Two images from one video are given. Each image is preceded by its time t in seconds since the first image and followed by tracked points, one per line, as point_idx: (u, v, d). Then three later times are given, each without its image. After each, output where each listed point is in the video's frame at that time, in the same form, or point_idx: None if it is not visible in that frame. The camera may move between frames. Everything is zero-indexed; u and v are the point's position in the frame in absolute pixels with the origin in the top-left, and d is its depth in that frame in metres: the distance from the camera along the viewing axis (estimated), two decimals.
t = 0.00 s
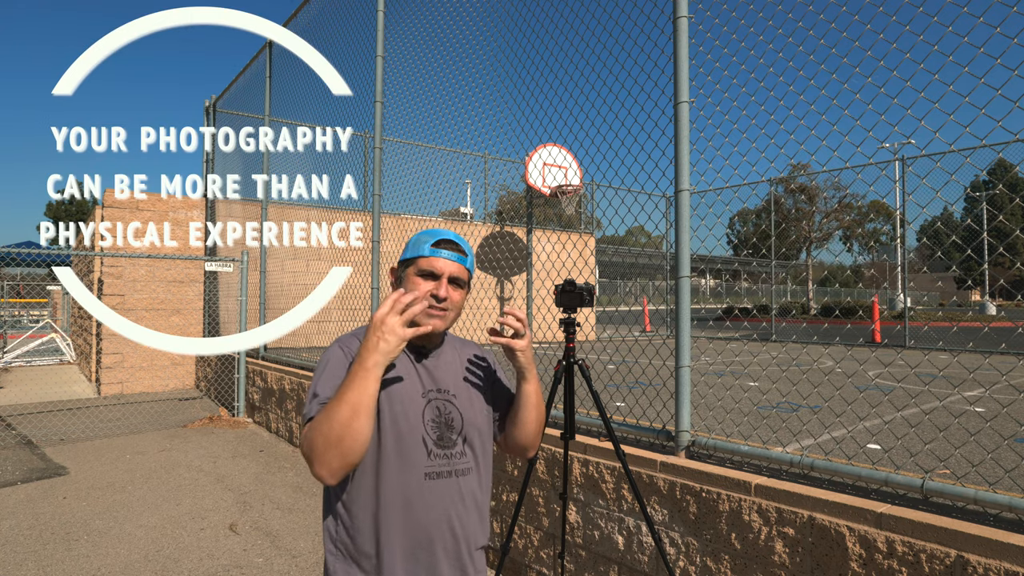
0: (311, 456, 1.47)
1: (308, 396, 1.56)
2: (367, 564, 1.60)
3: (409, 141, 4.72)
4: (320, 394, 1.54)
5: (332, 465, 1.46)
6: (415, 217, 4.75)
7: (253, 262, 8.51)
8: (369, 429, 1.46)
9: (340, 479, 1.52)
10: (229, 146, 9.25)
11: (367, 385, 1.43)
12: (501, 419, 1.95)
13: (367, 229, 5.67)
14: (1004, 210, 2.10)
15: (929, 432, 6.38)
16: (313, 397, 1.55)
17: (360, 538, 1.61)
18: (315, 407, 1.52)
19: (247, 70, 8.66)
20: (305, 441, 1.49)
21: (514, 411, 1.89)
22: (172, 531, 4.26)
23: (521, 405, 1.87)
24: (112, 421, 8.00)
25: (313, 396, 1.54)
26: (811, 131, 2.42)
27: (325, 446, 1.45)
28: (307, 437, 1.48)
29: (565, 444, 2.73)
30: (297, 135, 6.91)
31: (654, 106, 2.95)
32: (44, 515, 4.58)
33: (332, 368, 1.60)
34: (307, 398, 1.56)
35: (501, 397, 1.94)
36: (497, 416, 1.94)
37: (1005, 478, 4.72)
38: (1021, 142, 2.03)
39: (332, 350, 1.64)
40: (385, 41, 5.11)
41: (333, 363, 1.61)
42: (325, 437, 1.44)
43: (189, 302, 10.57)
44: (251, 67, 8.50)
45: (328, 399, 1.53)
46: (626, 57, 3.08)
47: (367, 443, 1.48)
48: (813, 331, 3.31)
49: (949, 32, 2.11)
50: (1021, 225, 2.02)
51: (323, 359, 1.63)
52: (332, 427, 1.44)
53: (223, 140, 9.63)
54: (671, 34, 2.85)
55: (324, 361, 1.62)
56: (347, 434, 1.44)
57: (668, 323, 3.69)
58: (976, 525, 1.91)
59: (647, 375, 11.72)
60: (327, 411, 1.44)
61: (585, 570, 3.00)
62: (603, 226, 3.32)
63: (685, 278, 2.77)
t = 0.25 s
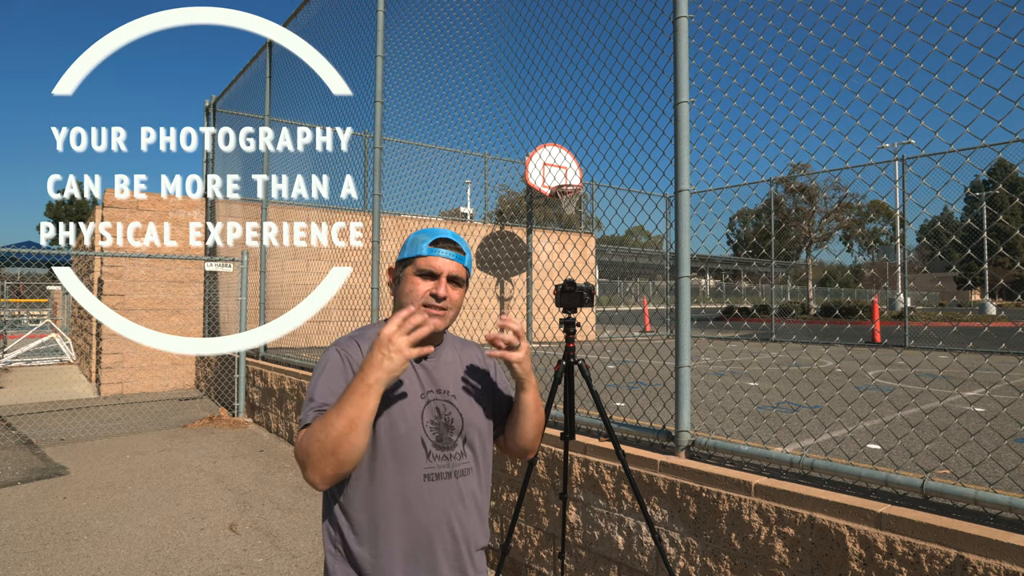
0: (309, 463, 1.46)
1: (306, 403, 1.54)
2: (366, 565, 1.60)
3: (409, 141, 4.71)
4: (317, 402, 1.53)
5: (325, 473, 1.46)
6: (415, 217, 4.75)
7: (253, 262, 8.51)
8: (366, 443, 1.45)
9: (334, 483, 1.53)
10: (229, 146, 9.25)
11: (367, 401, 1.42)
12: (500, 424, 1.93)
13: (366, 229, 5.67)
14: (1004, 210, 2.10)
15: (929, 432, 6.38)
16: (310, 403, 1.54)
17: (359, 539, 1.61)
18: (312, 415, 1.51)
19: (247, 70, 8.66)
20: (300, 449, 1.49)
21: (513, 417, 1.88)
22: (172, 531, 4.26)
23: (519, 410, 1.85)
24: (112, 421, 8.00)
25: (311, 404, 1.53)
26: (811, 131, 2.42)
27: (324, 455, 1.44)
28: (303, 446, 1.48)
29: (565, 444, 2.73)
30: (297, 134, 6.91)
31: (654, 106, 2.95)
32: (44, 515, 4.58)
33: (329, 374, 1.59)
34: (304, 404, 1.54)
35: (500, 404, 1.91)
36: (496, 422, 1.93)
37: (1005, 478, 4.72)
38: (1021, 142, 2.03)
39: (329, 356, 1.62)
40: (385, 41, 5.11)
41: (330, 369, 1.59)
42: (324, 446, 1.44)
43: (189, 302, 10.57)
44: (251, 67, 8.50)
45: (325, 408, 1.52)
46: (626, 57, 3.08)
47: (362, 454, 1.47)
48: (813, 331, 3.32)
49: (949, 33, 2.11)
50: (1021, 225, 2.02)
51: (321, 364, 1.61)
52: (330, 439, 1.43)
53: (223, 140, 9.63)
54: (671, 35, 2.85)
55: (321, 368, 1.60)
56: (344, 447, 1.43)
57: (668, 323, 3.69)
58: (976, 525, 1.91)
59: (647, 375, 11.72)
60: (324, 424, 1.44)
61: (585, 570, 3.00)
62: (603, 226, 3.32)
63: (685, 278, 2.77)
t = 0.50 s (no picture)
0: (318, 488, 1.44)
1: (311, 420, 1.49)
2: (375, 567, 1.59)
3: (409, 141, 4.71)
4: (327, 426, 1.48)
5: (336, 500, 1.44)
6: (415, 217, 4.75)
7: (253, 262, 8.51)
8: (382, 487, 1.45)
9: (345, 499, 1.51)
10: (229, 146, 9.25)
11: (403, 459, 1.41)
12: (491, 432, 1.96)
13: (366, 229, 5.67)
14: (1004, 210, 2.10)
15: (929, 432, 6.38)
16: (317, 424, 1.48)
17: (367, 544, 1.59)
18: (323, 440, 1.47)
19: (247, 70, 8.66)
20: (310, 475, 1.45)
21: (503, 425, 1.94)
22: (172, 531, 4.26)
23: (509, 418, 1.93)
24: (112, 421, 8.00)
25: (317, 424, 1.47)
26: (811, 131, 2.42)
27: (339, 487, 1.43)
28: (315, 474, 1.44)
29: (565, 444, 2.73)
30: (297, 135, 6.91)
31: (654, 106, 2.95)
32: (44, 515, 4.58)
33: (334, 390, 1.52)
34: (308, 422, 1.49)
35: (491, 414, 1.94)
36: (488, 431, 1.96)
37: (1005, 478, 4.72)
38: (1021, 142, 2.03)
39: (333, 367, 1.55)
40: (385, 41, 5.11)
41: (336, 384, 1.53)
42: (339, 477, 1.42)
43: (189, 302, 10.57)
44: (251, 67, 8.50)
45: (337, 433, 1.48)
46: (626, 57, 3.08)
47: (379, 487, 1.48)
48: (813, 331, 3.31)
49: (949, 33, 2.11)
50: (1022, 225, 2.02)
51: (324, 377, 1.54)
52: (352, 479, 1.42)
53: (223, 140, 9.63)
54: (671, 35, 2.85)
55: (324, 381, 1.53)
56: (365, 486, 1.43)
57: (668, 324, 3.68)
58: (976, 525, 1.91)
59: (647, 375, 11.72)
60: (350, 465, 1.43)
61: (585, 570, 3.00)
62: (603, 226, 3.32)
63: (685, 278, 2.77)
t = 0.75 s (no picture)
0: (339, 523, 1.34)
1: (332, 445, 1.37)
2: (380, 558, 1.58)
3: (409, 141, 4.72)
4: (353, 454, 1.38)
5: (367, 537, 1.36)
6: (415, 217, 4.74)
7: (253, 262, 8.51)
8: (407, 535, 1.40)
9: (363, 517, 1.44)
10: (229, 146, 9.25)
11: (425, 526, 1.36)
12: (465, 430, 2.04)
13: (366, 229, 5.67)
14: (1004, 210, 2.10)
15: (929, 432, 6.38)
16: (341, 450, 1.37)
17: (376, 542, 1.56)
18: (349, 470, 1.37)
19: (247, 70, 8.67)
20: (332, 505, 1.35)
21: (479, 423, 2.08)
22: (172, 531, 4.26)
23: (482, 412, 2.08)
24: (112, 421, 8.00)
25: (340, 451, 1.37)
26: (811, 131, 2.42)
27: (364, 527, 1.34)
28: (340, 507, 1.35)
29: (565, 444, 2.74)
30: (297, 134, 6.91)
31: (654, 106, 2.95)
32: (44, 515, 4.58)
33: (359, 411, 1.41)
34: (327, 446, 1.37)
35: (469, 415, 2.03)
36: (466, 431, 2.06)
37: (1005, 478, 4.72)
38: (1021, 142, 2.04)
39: (356, 384, 1.42)
40: (385, 41, 5.11)
41: (359, 404, 1.41)
42: (364, 515, 1.34)
43: (189, 302, 10.57)
44: (251, 67, 8.51)
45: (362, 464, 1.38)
46: (626, 57, 3.08)
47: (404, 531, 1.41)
48: (813, 331, 3.31)
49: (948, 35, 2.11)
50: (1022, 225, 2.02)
51: (345, 395, 1.41)
52: (379, 525, 1.34)
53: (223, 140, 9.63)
54: (671, 35, 2.85)
55: (344, 399, 1.41)
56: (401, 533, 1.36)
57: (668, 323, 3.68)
58: (975, 525, 1.91)
59: (647, 375, 11.72)
60: (382, 515, 1.34)
61: (585, 570, 3.00)
62: (603, 225, 3.32)
63: (684, 278, 2.77)
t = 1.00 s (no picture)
0: (377, 550, 1.30)
1: (365, 464, 1.32)
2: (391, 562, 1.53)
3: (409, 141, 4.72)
4: (389, 470, 1.33)
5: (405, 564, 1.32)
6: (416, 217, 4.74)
7: (253, 262, 8.51)
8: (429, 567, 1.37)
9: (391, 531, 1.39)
10: (229, 146, 9.25)
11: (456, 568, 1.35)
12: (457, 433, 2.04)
13: (366, 229, 5.67)
14: (1004, 210, 2.10)
15: (929, 432, 6.39)
16: (375, 468, 1.32)
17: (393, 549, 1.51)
18: (386, 488, 1.32)
19: (247, 70, 8.67)
20: (369, 529, 1.30)
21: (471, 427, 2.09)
22: (172, 531, 4.26)
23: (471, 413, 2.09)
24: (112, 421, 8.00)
25: (376, 469, 1.31)
26: (810, 131, 2.42)
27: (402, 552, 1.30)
28: (379, 533, 1.30)
29: (565, 444, 2.74)
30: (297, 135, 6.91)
31: (654, 106, 2.96)
32: (44, 515, 4.58)
33: (389, 424, 1.36)
34: (361, 464, 1.31)
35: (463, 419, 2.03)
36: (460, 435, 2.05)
37: (1005, 478, 4.72)
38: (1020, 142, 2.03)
39: (383, 398, 1.38)
40: (385, 41, 5.11)
41: (388, 418, 1.37)
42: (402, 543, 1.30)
43: (189, 302, 10.57)
44: (251, 67, 8.51)
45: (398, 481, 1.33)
46: (626, 58, 3.08)
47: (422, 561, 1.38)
48: (813, 331, 3.32)
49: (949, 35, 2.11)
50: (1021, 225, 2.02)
51: (371, 409, 1.36)
52: (417, 559, 1.30)
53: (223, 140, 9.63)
54: (671, 35, 2.85)
55: (371, 413, 1.36)
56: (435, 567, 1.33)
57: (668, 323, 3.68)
58: (976, 525, 1.91)
59: (647, 374, 11.73)
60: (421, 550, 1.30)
61: (585, 570, 3.00)
62: (603, 226, 3.32)
63: (684, 278, 2.77)
